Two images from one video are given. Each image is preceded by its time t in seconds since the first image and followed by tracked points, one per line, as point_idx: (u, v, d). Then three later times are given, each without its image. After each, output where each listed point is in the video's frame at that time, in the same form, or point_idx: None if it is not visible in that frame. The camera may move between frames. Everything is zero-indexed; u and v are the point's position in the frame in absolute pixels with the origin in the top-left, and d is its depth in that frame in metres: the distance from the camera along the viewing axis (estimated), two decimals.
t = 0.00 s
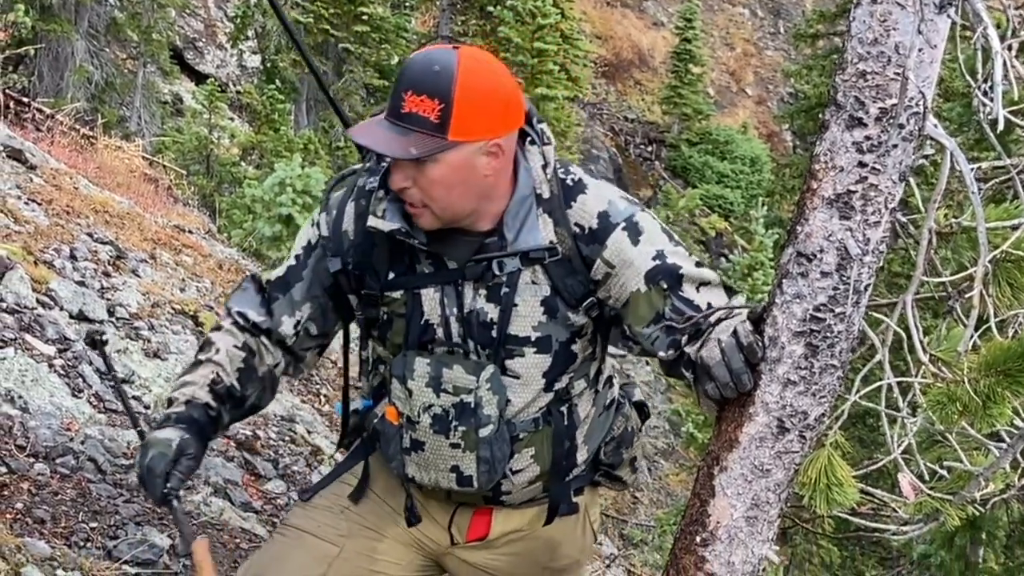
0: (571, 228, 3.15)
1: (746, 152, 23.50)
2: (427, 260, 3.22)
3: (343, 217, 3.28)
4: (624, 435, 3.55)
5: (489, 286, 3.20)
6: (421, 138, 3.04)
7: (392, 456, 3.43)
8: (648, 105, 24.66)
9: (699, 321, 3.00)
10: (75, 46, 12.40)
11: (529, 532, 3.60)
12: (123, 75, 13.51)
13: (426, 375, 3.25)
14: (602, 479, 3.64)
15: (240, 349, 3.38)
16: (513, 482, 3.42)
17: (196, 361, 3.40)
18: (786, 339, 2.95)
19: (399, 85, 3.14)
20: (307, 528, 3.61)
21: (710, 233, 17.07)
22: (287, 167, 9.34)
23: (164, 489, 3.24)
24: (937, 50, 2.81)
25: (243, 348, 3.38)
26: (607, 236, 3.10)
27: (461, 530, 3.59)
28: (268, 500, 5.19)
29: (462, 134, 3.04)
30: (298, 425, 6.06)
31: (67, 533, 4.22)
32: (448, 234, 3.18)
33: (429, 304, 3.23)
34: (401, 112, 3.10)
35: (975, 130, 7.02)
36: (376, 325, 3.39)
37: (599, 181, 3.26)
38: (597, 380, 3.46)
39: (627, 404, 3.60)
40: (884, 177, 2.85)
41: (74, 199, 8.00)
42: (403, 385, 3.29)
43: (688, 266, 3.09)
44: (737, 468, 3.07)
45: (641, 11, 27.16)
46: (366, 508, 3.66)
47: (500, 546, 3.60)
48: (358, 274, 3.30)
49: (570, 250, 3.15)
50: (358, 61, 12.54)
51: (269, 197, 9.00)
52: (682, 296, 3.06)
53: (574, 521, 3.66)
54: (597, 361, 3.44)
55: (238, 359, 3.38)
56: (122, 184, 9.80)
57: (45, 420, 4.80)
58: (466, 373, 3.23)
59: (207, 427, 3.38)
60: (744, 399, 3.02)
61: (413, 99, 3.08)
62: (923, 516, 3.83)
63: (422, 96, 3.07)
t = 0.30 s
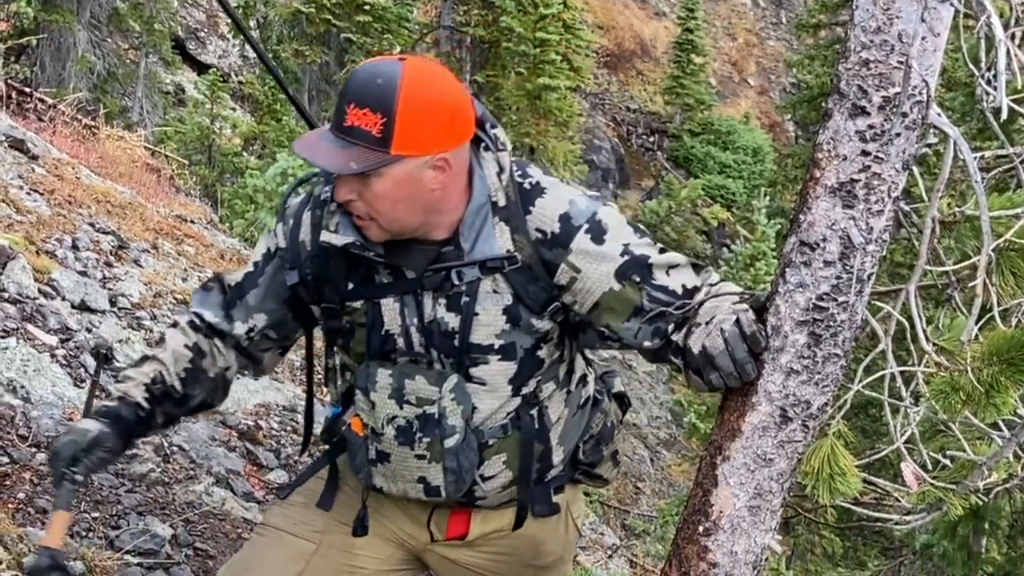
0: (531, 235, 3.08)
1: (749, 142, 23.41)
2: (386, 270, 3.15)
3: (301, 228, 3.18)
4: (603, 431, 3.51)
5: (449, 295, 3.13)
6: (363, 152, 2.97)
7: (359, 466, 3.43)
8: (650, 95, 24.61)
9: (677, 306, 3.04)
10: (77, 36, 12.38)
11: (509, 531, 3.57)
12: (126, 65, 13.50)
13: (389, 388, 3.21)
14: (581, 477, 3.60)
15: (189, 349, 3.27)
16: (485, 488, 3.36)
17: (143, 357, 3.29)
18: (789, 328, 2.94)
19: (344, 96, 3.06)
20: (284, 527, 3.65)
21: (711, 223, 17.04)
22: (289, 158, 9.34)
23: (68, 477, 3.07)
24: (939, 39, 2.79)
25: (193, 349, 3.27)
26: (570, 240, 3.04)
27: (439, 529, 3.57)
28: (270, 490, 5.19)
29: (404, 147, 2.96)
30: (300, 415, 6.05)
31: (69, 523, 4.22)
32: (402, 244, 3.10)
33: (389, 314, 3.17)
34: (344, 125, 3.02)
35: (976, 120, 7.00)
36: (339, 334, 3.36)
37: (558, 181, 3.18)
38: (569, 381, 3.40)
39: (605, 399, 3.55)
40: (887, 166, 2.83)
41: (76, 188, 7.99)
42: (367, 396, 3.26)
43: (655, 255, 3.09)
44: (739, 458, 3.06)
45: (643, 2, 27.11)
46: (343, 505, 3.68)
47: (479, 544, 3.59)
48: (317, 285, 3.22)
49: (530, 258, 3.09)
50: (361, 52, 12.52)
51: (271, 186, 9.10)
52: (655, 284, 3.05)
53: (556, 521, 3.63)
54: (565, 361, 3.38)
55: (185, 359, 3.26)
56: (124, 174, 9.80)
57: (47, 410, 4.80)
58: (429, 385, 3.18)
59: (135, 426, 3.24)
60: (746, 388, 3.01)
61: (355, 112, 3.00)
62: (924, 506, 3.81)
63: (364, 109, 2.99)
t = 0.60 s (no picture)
0: (496, 237, 3.08)
1: (750, 131, 23.15)
2: (355, 280, 3.12)
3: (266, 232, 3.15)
4: (592, 420, 3.58)
5: (418, 304, 3.14)
6: (343, 190, 2.88)
7: (343, 475, 3.46)
8: (651, 84, 24.55)
9: (656, 289, 3.02)
10: (78, 26, 12.36)
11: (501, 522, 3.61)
12: (126, 55, 13.47)
13: (365, 399, 3.24)
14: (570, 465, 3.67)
15: (74, 296, 3.16)
16: (472, 486, 3.43)
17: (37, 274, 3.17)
18: (791, 317, 2.93)
19: (301, 139, 2.94)
20: (276, 516, 3.68)
21: (712, 212, 17.01)
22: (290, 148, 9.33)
23: None
24: (943, 27, 2.76)
25: (74, 300, 3.16)
26: (537, 238, 3.05)
27: (431, 518, 3.59)
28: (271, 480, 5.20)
29: (382, 172, 2.92)
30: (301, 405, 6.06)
31: (70, 513, 4.22)
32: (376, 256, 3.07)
33: (361, 323, 3.18)
34: (315, 167, 2.91)
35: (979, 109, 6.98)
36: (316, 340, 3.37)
37: (518, 172, 3.15)
38: (551, 373, 3.46)
39: (593, 387, 3.61)
40: (889, 155, 2.82)
41: (77, 178, 7.99)
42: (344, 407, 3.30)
43: (624, 239, 3.07)
44: (741, 447, 3.06)
45: None
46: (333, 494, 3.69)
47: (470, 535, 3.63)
48: (287, 293, 3.23)
49: (497, 261, 3.09)
50: (362, 41, 12.50)
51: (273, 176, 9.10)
52: (626, 269, 3.04)
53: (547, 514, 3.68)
54: (544, 355, 3.44)
55: (59, 305, 3.15)
56: (125, 163, 9.79)
57: (48, 400, 4.81)
58: (404, 395, 3.21)
59: None
60: (749, 377, 3.00)
61: (325, 151, 2.90)
62: (925, 496, 3.80)
63: (333, 145, 2.89)
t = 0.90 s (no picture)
0: (523, 217, 2.99)
1: (750, 122, 23.03)
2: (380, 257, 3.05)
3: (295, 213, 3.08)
4: (598, 405, 3.47)
5: (442, 280, 3.04)
6: (386, 196, 2.76)
7: (360, 451, 3.37)
8: (652, 74, 24.50)
9: (669, 286, 2.94)
10: (79, 15, 12.34)
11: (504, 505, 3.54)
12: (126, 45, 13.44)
13: (385, 375, 3.15)
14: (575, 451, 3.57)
15: (194, 346, 3.02)
16: (483, 466, 3.33)
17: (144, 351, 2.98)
18: (792, 306, 2.91)
19: (336, 145, 2.78)
20: (280, 497, 3.59)
21: (713, 201, 17.00)
22: (290, 137, 9.33)
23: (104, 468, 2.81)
24: (943, 16, 2.76)
25: (198, 346, 3.03)
26: (561, 222, 2.95)
27: (435, 501, 3.52)
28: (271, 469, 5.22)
29: (421, 171, 2.79)
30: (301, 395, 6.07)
31: (71, 502, 4.22)
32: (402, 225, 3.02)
33: (384, 300, 3.10)
34: (353, 176, 2.77)
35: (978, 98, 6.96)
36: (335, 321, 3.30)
37: (547, 158, 3.06)
38: (564, 356, 3.35)
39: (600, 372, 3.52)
40: (890, 144, 2.80)
41: (77, 167, 7.97)
42: (364, 384, 3.21)
43: (646, 233, 2.98)
44: (741, 436, 3.04)
45: None
46: (337, 473, 3.61)
47: (476, 517, 3.56)
48: (312, 274, 3.09)
49: (524, 238, 2.99)
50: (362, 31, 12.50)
51: (273, 165, 9.09)
52: (647, 262, 2.94)
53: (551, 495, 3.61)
54: (560, 339, 3.32)
55: (191, 357, 3.01)
56: (126, 153, 9.79)
57: (49, 389, 4.81)
58: (425, 372, 3.11)
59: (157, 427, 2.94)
60: (750, 366, 2.98)
61: (362, 161, 2.75)
62: (927, 485, 3.79)
63: (370, 155, 2.74)
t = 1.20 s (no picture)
0: (565, 201, 3.23)
1: (750, 111, 23.06)
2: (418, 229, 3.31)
3: (338, 180, 3.48)
4: (619, 393, 3.67)
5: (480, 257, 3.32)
6: (454, 197, 3.12)
7: (384, 419, 3.62)
8: (652, 63, 24.41)
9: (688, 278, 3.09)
10: (78, 4, 12.29)
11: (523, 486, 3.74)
12: (126, 34, 13.41)
13: (417, 345, 3.40)
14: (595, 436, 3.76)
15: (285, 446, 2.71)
16: (503, 444, 3.57)
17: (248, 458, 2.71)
18: (792, 295, 2.90)
19: (402, 153, 3.11)
20: (307, 474, 3.80)
21: (712, 190, 16.96)
22: (289, 126, 9.31)
23: None
24: (944, 3, 2.74)
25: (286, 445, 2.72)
26: (601, 209, 3.20)
27: (454, 480, 3.73)
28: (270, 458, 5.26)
29: (484, 168, 3.13)
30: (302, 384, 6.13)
31: (71, 491, 4.22)
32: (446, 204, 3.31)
33: (420, 271, 3.38)
34: (421, 180, 3.12)
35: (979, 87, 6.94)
36: (370, 288, 3.57)
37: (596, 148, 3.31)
38: (592, 343, 3.57)
39: (624, 362, 3.73)
40: (890, 133, 2.79)
41: (77, 156, 7.96)
42: (395, 352, 3.46)
43: (684, 230, 3.16)
44: (741, 425, 3.00)
45: None
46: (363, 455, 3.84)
47: (492, 498, 3.76)
48: (348, 238, 3.47)
49: (563, 223, 3.25)
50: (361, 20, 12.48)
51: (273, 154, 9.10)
52: (680, 258, 3.12)
53: (567, 479, 3.77)
54: (591, 325, 3.56)
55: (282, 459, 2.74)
56: (125, 142, 9.77)
57: (49, 378, 4.81)
58: (457, 346, 3.37)
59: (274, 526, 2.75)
60: (750, 355, 2.98)
61: (430, 167, 3.09)
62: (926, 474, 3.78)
63: (437, 161, 3.08)
